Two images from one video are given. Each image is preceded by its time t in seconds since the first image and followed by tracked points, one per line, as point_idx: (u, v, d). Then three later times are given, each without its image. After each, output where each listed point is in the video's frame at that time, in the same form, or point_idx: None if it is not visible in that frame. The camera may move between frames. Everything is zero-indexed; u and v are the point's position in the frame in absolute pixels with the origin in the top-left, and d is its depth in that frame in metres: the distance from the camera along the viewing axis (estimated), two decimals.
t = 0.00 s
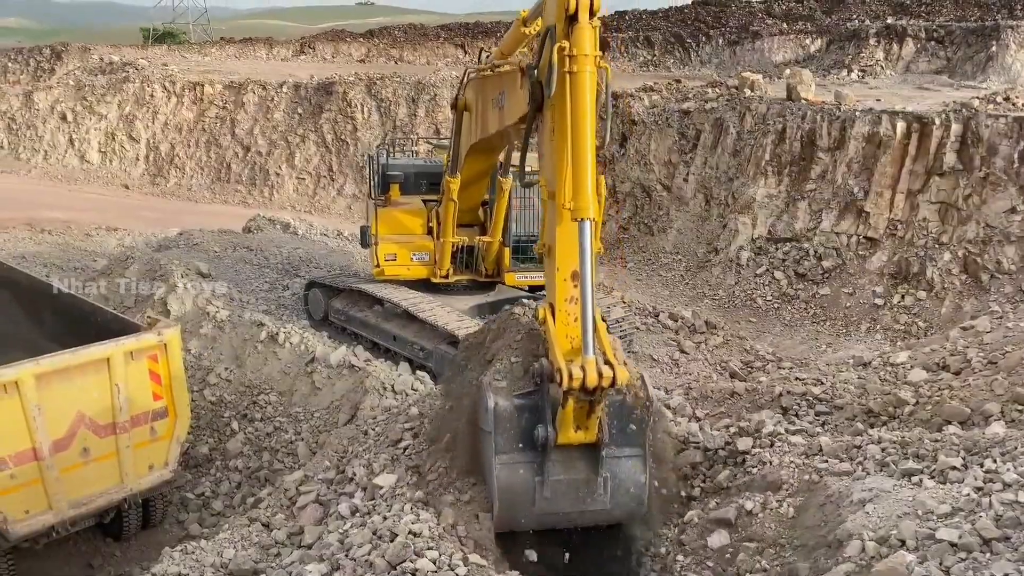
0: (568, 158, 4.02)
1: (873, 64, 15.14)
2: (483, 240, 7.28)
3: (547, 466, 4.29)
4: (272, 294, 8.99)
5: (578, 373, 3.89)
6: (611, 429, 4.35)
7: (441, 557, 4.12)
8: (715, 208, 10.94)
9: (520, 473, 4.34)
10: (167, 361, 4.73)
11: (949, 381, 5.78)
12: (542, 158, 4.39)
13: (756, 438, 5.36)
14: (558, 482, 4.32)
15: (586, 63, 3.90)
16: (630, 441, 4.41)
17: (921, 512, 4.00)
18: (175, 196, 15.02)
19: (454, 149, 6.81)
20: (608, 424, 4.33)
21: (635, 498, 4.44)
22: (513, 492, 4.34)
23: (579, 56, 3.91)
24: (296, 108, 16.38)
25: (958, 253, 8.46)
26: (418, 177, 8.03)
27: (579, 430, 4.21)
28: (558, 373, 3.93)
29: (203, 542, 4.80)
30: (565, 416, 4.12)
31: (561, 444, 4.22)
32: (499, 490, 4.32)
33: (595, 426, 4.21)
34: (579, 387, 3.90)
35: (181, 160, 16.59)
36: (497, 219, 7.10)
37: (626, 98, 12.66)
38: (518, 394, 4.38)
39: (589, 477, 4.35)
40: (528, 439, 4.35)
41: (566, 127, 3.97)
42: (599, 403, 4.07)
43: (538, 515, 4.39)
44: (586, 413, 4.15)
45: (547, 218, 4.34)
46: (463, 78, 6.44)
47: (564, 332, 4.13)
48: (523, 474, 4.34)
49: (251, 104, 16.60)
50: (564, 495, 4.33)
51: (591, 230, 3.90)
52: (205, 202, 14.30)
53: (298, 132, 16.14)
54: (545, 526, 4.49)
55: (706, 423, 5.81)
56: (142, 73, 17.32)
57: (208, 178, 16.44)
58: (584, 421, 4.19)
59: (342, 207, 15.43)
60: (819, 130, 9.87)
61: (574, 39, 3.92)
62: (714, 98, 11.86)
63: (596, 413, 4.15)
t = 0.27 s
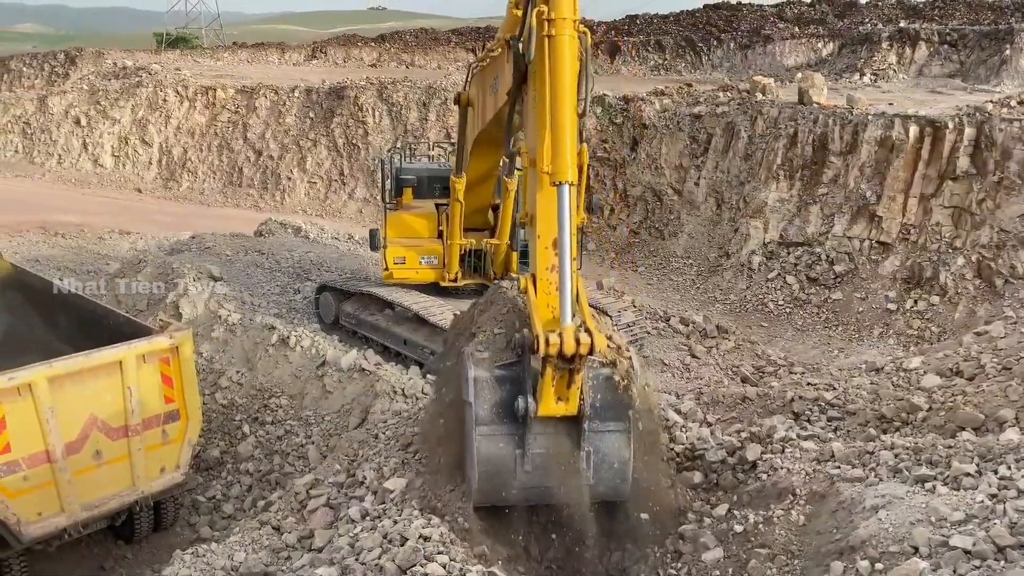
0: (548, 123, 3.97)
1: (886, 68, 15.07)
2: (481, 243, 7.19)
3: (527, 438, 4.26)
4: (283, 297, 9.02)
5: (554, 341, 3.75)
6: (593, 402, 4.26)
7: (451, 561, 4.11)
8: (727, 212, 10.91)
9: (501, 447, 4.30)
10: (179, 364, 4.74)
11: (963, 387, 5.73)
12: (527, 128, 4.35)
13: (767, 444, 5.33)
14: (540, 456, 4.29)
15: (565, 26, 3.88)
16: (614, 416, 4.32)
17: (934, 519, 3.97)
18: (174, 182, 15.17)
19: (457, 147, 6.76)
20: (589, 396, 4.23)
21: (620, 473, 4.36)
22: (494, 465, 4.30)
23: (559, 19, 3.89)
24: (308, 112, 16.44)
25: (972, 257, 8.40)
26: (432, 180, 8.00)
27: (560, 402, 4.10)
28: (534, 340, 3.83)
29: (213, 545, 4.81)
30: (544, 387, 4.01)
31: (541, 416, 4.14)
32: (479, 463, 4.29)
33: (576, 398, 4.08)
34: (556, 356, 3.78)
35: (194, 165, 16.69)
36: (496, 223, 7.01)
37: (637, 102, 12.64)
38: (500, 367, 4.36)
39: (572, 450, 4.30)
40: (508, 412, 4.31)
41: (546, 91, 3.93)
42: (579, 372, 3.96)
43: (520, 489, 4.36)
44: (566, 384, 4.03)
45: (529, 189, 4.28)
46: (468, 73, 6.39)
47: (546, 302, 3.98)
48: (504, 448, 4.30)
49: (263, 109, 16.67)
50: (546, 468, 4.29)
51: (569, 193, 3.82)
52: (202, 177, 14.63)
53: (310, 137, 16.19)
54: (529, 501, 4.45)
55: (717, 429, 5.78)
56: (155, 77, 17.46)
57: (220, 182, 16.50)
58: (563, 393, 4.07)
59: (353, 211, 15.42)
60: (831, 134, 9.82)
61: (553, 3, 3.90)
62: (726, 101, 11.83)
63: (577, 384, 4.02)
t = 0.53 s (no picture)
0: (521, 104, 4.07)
1: (902, 72, 14.97)
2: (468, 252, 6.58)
3: (499, 423, 4.26)
4: (298, 300, 9.05)
5: (521, 321, 3.92)
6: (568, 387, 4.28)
7: (464, 566, 4.11)
8: (741, 216, 10.87)
9: (474, 430, 4.31)
10: (193, 366, 4.77)
11: (981, 394, 5.68)
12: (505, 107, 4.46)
13: (780, 450, 5.29)
14: (512, 440, 4.29)
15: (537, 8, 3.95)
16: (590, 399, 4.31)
17: (951, 527, 3.93)
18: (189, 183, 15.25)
19: (466, 147, 6.55)
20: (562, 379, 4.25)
21: (594, 459, 4.35)
22: (467, 449, 4.31)
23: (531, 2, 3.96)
24: (322, 116, 16.50)
25: (989, 262, 8.32)
26: (449, 185, 8.06)
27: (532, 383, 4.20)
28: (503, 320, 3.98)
29: (227, 547, 4.82)
30: (515, 367, 4.12)
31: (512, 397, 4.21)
32: (451, 447, 4.29)
33: (549, 379, 4.16)
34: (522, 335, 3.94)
35: (209, 168, 16.79)
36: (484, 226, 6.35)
37: (651, 106, 12.62)
38: (473, 347, 4.37)
39: (545, 436, 4.29)
40: (481, 394, 4.33)
41: (516, 79, 4.05)
42: (548, 353, 4.06)
43: (493, 472, 4.36)
44: (537, 365, 4.13)
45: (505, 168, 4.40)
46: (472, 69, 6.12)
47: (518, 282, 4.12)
48: (477, 430, 4.31)
49: (278, 113, 16.76)
50: (518, 453, 4.29)
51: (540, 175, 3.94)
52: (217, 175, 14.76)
53: (324, 141, 16.25)
54: (504, 485, 4.45)
55: (731, 434, 5.75)
56: (171, 82, 17.64)
57: (235, 186, 16.59)
58: (536, 374, 4.15)
59: (367, 214, 15.45)
60: (847, 138, 9.79)
61: None
62: (740, 105, 11.80)
63: (547, 365, 4.12)
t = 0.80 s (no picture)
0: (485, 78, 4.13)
1: (925, 75, 14.82)
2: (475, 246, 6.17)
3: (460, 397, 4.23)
4: (317, 303, 9.09)
5: (475, 293, 3.99)
6: (530, 364, 4.24)
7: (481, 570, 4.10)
8: (762, 221, 10.81)
9: (436, 405, 4.31)
10: (214, 369, 4.82)
11: (1006, 401, 5.60)
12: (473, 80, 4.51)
13: (801, 455, 5.25)
14: (474, 415, 4.24)
15: None
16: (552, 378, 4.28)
17: (976, 535, 3.87)
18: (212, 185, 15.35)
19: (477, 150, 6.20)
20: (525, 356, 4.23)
21: (557, 438, 4.28)
22: (429, 424, 4.31)
23: None
24: (342, 121, 16.58)
25: (1015, 268, 8.20)
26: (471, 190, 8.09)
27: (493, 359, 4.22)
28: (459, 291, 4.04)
29: (247, 549, 4.84)
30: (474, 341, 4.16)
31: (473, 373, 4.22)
32: (412, 422, 4.29)
33: (509, 356, 4.19)
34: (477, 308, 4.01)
35: (231, 172, 16.93)
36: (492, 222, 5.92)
37: (671, 110, 12.58)
38: (439, 321, 4.37)
39: (506, 413, 4.24)
40: (445, 369, 4.33)
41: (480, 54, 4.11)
42: (505, 327, 4.12)
43: (454, 450, 4.31)
44: (496, 341, 4.19)
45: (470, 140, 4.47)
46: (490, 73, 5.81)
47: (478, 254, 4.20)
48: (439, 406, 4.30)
49: (298, 117, 16.87)
50: (479, 430, 4.24)
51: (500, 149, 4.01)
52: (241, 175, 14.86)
53: (344, 145, 16.31)
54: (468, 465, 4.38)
55: (751, 440, 5.70)
56: (194, 86, 17.88)
57: (256, 189, 16.70)
58: (495, 350, 4.20)
59: (386, 218, 15.49)
60: (869, 141, 9.75)
61: None
62: (761, 109, 11.75)
63: (506, 339, 4.16)
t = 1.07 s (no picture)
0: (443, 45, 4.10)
1: (955, 77, 14.63)
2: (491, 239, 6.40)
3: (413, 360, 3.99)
4: (342, 305, 9.13)
5: (418, 254, 3.81)
6: (487, 330, 3.97)
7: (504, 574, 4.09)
8: (788, 225, 10.73)
9: (390, 370, 4.06)
10: (241, 371, 4.86)
11: None
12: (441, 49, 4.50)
13: (828, 462, 5.19)
14: (429, 379, 3.98)
15: None
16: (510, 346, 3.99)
17: (1007, 545, 3.80)
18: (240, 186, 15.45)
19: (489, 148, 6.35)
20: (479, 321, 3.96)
21: (513, 406, 3.95)
22: (382, 391, 4.06)
23: None
24: (367, 124, 16.65)
25: None
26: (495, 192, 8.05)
27: (446, 325, 4.01)
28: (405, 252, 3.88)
29: (272, 549, 4.87)
30: (424, 303, 3.96)
31: (425, 338, 4.00)
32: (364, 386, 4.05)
33: (461, 322, 3.97)
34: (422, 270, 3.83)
35: (257, 175, 17.10)
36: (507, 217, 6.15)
37: (696, 113, 12.51)
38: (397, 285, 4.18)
39: (460, 379, 3.97)
40: (400, 331, 4.11)
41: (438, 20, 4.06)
42: (455, 291, 3.91)
43: (406, 417, 4.01)
44: (448, 305, 3.97)
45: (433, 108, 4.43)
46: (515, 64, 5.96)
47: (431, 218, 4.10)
48: (393, 370, 4.06)
49: (324, 121, 16.98)
50: (432, 395, 3.97)
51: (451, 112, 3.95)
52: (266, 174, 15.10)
53: (369, 149, 16.39)
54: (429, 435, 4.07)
55: (777, 446, 5.65)
56: (221, 91, 18.10)
57: (282, 193, 16.84)
58: (448, 315, 3.99)
59: (410, 221, 15.54)
60: (897, 144, 9.73)
61: None
62: (787, 113, 11.68)
63: (456, 303, 3.96)
